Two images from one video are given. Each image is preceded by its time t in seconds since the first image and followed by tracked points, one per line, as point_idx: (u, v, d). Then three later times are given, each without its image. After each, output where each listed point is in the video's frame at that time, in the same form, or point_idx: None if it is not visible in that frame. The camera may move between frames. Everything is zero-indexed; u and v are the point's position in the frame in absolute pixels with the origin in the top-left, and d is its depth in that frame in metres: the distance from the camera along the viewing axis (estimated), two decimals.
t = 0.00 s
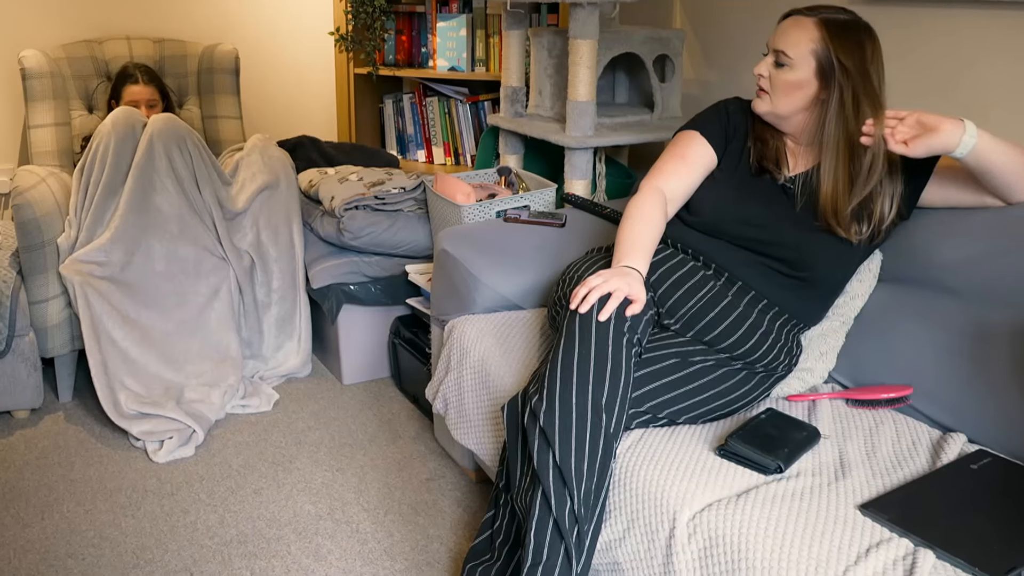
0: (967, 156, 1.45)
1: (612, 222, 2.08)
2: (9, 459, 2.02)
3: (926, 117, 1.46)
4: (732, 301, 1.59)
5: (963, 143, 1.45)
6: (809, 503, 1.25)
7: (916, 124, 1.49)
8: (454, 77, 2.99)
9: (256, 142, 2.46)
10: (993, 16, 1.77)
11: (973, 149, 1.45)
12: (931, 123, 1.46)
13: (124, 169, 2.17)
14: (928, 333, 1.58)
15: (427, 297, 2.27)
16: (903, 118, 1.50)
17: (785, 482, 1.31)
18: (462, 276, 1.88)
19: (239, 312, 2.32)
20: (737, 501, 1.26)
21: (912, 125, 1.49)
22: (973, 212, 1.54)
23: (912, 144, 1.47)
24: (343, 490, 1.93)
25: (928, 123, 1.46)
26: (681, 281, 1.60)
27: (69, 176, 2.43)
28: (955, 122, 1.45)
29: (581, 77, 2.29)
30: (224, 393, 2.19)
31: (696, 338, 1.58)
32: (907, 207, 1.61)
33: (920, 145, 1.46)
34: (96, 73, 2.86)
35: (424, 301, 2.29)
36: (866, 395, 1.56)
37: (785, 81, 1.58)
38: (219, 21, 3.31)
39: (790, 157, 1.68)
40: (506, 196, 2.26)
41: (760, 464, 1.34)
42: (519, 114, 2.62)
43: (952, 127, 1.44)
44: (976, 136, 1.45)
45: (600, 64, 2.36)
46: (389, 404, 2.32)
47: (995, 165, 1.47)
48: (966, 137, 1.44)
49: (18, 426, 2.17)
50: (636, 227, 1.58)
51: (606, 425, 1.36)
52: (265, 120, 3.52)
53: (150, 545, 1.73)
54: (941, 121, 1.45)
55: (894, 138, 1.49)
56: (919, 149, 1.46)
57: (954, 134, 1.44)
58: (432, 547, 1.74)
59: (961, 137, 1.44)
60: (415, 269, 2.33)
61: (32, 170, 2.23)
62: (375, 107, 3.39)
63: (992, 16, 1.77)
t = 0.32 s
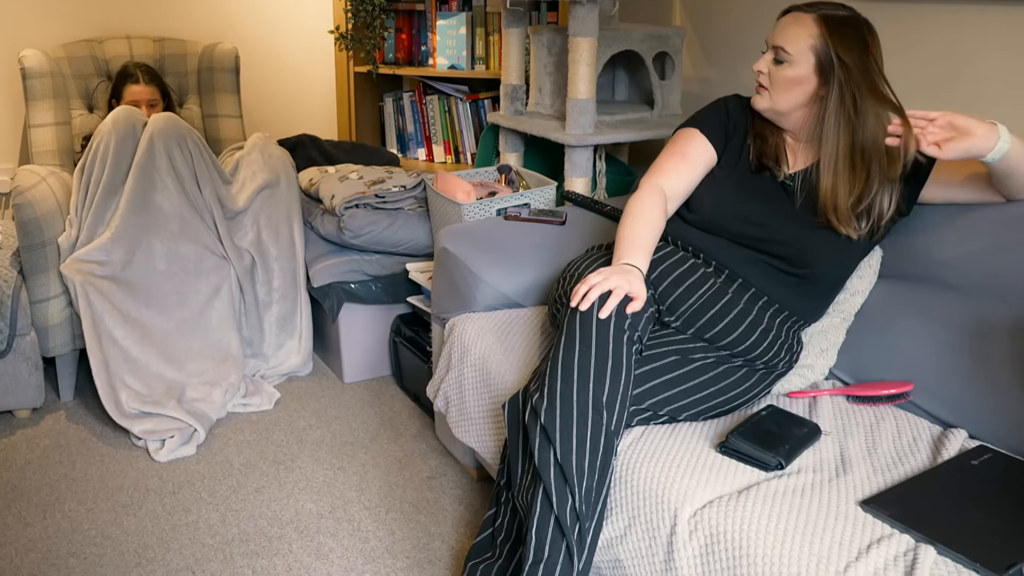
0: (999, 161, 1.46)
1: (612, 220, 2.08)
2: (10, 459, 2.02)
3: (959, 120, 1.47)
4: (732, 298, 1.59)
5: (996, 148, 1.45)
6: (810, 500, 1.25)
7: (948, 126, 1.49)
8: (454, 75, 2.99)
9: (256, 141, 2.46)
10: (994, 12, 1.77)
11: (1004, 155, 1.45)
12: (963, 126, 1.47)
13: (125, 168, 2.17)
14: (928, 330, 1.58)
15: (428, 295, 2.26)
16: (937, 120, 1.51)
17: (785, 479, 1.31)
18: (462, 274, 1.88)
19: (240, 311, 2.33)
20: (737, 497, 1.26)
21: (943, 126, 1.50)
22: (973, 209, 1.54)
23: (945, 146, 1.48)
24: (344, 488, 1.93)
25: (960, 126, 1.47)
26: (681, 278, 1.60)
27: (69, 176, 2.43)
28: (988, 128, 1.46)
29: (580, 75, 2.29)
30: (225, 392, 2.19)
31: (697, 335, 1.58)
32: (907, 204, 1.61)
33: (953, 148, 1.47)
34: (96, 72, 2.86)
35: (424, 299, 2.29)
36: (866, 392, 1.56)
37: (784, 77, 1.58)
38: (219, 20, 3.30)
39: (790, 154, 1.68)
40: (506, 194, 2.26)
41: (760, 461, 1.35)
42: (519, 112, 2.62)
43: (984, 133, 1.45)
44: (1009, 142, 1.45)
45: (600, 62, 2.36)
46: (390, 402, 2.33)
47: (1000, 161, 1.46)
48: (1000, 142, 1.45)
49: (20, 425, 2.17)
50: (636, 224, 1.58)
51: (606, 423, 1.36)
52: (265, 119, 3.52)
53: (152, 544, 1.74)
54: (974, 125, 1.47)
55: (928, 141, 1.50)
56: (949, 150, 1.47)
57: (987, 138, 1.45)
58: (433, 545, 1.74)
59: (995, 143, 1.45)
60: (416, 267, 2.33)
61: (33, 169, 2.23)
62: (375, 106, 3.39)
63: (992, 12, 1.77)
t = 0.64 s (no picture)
0: None
1: (613, 220, 2.08)
2: (10, 459, 2.02)
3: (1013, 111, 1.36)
4: (732, 298, 1.59)
5: None
6: (811, 500, 1.25)
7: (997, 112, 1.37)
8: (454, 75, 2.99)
9: (256, 141, 2.46)
10: (994, 13, 1.77)
11: None
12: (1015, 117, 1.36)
13: (125, 168, 2.17)
14: (928, 330, 1.58)
15: (428, 295, 2.26)
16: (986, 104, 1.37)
17: (785, 479, 1.31)
18: (462, 274, 1.88)
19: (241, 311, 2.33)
20: (738, 498, 1.26)
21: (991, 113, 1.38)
22: (973, 208, 1.54)
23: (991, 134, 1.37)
24: (344, 488, 1.93)
25: (1013, 117, 1.36)
26: (681, 278, 1.60)
27: (69, 176, 2.43)
28: None
29: (581, 75, 2.29)
30: (225, 392, 2.19)
31: (697, 336, 1.58)
32: (907, 204, 1.62)
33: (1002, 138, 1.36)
34: (96, 72, 2.86)
35: (424, 299, 2.29)
36: (867, 392, 1.56)
37: (789, 76, 1.58)
38: (219, 21, 3.30)
39: (791, 153, 1.68)
40: (506, 194, 2.27)
41: (760, 461, 1.35)
42: (519, 113, 2.62)
43: None
44: None
45: (600, 62, 2.36)
46: (390, 402, 2.33)
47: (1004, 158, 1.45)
48: None
49: (20, 426, 2.17)
50: (634, 223, 1.58)
51: (607, 423, 1.36)
52: (265, 119, 3.53)
53: (152, 544, 1.74)
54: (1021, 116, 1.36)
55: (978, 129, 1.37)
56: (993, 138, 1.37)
57: None
58: (434, 545, 1.74)
59: None
60: (416, 267, 2.33)
61: (33, 170, 2.23)
62: (375, 106, 3.39)
63: (993, 12, 1.78)
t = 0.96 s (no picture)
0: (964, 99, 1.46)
1: (612, 222, 2.08)
2: (9, 462, 2.02)
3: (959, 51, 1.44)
4: (732, 301, 1.59)
5: (966, 87, 1.45)
6: (811, 503, 1.25)
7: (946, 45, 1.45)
8: (454, 78, 3.00)
9: (256, 143, 2.46)
10: (994, 16, 1.77)
11: (967, 99, 1.46)
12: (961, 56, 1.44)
13: (125, 170, 2.17)
14: (928, 332, 1.58)
15: (428, 297, 2.26)
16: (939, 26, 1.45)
17: (785, 482, 1.31)
18: (461, 277, 1.88)
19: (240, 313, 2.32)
20: (738, 501, 1.26)
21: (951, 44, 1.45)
22: (973, 210, 1.55)
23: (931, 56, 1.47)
24: (344, 491, 1.93)
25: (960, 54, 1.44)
26: (681, 281, 1.61)
27: (69, 178, 2.43)
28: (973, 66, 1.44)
29: (580, 77, 2.29)
30: (225, 394, 2.19)
31: (697, 338, 1.58)
32: (907, 206, 1.62)
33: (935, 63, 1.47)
34: (96, 74, 2.86)
35: (424, 302, 2.29)
36: (866, 395, 1.56)
37: (793, 83, 1.58)
38: (219, 23, 3.31)
39: (791, 159, 1.68)
40: (506, 197, 2.27)
41: (760, 464, 1.34)
42: (519, 116, 2.63)
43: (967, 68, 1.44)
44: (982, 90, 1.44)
45: (600, 64, 2.36)
46: (390, 405, 2.33)
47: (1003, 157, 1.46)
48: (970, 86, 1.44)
49: (19, 428, 2.17)
50: (634, 227, 1.58)
51: (606, 426, 1.36)
52: (264, 121, 3.53)
53: (151, 547, 1.73)
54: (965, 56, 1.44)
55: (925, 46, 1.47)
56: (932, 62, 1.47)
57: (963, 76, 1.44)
58: (434, 548, 1.74)
59: (966, 83, 1.44)
60: (415, 270, 2.33)
61: (32, 171, 2.23)
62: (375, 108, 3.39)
63: (993, 15, 1.78)
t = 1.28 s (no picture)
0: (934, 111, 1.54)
1: (611, 224, 2.08)
2: (8, 465, 2.02)
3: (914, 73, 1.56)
4: (730, 302, 1.59)
5: (929, 101, 1.54)
6: (810, 504, 1.25)
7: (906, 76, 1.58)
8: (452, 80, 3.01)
9: (255, 146, 2.46)
10: (992, 17, 1.77)
11: (937, 110, 1.54)
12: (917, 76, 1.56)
13: (123, 172, 2.17)
14: (928, 334, 1.58)
15: (427, 300, 2.26)
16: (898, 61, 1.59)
17: (785, 484, 1.31)
18: (460, 279, 1.88)
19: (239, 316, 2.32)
20: (737, 503, 1.26)
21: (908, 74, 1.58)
22: (972, 212, 1.55)
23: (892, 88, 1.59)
24: (343, 494, 1.93)
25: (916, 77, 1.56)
26: (679, 282, 1.61)
27: (67, 181, 2.43)
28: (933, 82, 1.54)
29: (578, 80, 2.30)
30: (224, 398, 2.18)
31: (696, 340, 1.58)
32: (904, 208, 1.62)
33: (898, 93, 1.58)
34: (94, 78, 2.85)
35: (423, 304, 2.29)
36: (865, 396, 1.56)
37: (809, 83, 1.57)
38: (217, 26, 3.31)
39: (791, 160, 1.68)
40: (504, 199, 2.27)
41: (760, 466, 1.34)
42: (517, 117, 2.62)
43: (928, 83, 1.55)
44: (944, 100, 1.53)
45: (598, 67, 2.36)
46: (389, 408, 2.32)
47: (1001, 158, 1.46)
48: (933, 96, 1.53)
49: (17, 432, 2.17)
50: (633, 230, 1.58)
51: (606, 427, 1.36)
52: (261, 123, 3.52)
53: (150, 551, 1.73)
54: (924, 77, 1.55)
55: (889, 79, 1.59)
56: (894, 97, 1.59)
57: (924, 92, 1.54)
58: (433, 551, 1.74)
59: (928, 96, 1.54)
60: (413, 272, 2.33)
61: (30, 175, 2.23)
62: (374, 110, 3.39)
63: (992, 16, 1.77)
